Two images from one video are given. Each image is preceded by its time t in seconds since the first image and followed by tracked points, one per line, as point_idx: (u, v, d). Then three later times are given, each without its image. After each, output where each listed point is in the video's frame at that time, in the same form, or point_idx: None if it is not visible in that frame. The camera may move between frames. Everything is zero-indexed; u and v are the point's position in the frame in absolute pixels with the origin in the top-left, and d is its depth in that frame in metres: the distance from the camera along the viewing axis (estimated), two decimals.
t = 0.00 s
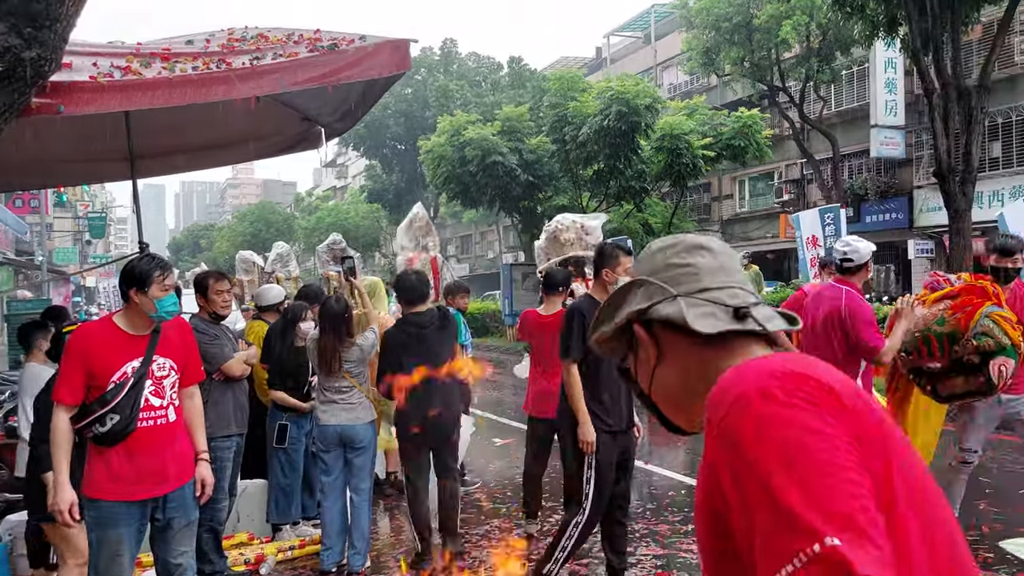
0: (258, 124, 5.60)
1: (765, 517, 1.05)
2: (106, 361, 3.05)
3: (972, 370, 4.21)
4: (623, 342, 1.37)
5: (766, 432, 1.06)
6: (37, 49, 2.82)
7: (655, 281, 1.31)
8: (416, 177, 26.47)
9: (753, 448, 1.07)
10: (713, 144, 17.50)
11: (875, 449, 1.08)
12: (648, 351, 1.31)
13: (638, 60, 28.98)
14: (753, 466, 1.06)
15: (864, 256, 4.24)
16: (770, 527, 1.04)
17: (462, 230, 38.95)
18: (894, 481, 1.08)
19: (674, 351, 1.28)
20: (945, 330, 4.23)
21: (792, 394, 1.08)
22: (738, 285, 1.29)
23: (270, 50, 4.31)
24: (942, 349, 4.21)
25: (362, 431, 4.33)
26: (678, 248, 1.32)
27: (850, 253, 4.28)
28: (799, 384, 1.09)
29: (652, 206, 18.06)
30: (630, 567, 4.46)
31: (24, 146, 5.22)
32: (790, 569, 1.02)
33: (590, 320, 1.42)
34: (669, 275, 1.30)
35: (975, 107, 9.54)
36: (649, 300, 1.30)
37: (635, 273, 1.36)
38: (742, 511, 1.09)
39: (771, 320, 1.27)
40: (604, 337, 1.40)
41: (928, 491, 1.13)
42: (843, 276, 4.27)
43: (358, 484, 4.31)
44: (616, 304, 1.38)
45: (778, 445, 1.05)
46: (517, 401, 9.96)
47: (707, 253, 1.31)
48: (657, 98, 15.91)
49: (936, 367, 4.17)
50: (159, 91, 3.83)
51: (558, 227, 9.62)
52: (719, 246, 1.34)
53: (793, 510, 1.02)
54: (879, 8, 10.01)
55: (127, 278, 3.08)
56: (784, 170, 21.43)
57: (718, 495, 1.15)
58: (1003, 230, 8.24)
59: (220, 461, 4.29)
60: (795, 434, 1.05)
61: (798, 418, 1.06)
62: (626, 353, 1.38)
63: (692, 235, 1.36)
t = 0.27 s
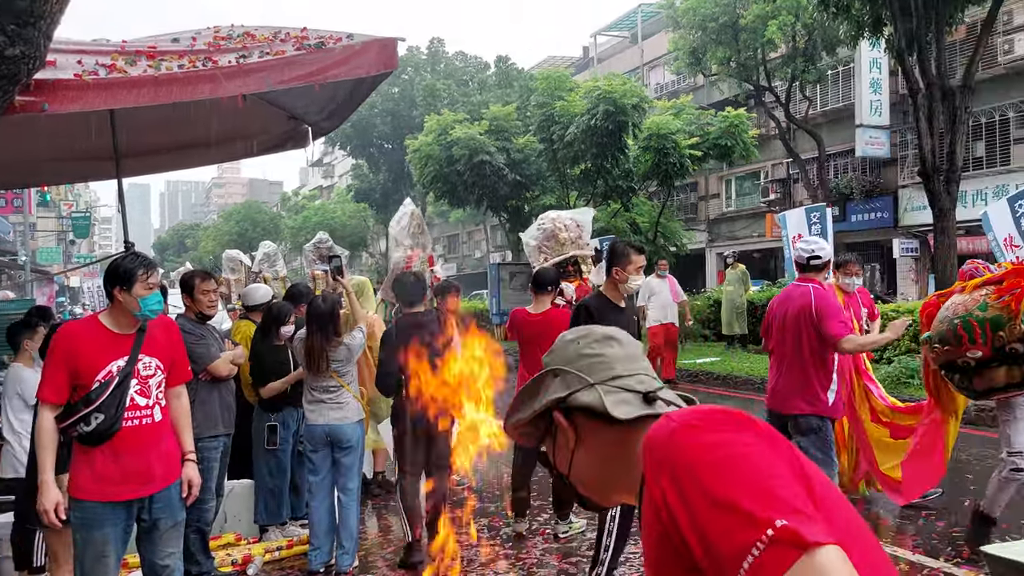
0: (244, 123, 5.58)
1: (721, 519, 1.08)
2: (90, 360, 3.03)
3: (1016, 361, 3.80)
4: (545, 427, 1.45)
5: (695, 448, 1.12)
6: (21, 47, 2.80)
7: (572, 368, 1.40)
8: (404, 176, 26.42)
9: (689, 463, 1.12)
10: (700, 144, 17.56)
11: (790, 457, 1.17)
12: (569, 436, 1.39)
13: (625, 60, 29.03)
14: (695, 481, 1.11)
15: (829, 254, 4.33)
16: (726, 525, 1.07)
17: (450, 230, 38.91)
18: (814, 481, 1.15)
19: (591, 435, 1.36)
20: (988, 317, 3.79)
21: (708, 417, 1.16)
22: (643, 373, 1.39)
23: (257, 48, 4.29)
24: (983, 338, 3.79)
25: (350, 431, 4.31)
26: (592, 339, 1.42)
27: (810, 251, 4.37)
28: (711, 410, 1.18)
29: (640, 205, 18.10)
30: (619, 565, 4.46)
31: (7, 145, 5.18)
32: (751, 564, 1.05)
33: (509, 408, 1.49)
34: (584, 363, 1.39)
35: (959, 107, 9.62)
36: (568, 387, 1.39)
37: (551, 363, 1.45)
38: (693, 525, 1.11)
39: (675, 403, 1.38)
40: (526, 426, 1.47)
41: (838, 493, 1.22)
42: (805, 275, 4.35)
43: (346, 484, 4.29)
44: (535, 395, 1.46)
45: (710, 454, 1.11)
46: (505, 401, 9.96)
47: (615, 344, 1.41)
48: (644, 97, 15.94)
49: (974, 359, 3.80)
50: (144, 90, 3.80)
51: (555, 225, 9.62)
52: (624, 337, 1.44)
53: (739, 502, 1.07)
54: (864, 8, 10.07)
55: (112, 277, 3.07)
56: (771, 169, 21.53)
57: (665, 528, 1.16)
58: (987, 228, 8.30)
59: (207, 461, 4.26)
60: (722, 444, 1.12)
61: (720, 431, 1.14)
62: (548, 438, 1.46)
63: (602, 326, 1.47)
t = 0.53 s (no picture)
0: (231, 123, 5.55)
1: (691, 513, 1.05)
2: (76, 361, 3.00)
3: None
4: (506, 441, 1.43)
5: (655, 450, 1.12)
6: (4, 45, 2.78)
7: (533, 381, 1.39)
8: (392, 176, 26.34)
9: (653, 462, 1.11)
10: (687, 144, 17.61)
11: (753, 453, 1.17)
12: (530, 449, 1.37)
13: (613, 60, 29.08)
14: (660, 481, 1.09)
15: (773, 261, 4.40)
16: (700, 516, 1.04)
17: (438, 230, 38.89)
18: (779, 479, 1.14)
19: (554, 444, 1.35)
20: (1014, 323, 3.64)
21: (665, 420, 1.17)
22: (605, 385, 1.40)
23: (244, 47, 4.26)
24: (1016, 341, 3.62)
25: (338, 431, 4.30)
26: (552, 354, 1.42)
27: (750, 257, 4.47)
28: (669, 416, 1.19)
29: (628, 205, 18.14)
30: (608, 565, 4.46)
31: None
32: (721, 556, 1.01)
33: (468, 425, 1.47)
34: (546, 375, 1.39)
35: (945, 108, 9.68)
36: (529, 399, 1.38)
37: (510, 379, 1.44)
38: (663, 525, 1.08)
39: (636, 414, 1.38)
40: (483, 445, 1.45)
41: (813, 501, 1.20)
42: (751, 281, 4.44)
43: (334, 485, 4.29)
44: (494, 410, 1.45)
45: (672, 451, 1.11)
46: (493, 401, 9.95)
47: (574, 358, 1.42)
48: (632, 98, 15.97)
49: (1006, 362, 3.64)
50: (129, 88, 3.77)
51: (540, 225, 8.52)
52: (583, 351, 1.45)
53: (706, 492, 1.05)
54: (851, 9, 10.13)
55: (96, 277, 3.04)
56: (758, 170, 21.61)
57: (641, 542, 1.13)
58: (972, 227, 8.35)
59: (194, 462, 4.23)
60: (680, 442, 1.12)
61: (677, 432, 1.14)
62: (508, 452, 1.44)
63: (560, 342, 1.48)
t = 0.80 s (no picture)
0: (224, 123, 5.54)
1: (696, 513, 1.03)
2: (68, 363, 2.99)
3: None
4: (521, 358, 1.38)
5: (676, 433, 1.07)
6: None
7: (560, 306, 1.31)
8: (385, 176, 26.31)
9: (667, 449, 1.07)
10: (680, 145, 17.66)
11: (776, 441, 1.12)
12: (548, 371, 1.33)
13: (605, 60, 29.11)
14: (672, 471, 1.06)
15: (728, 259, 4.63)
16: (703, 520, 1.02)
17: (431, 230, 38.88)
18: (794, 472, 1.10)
19: (576, 373, 1.30)
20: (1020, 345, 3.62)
21: (692, 397, 1.11)
22: (636, 316, 1.32)
23: (236, 47, 4.26)
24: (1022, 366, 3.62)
25: (330, 432, 4.29)
26: (585, 275, 1.33)
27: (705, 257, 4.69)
28: (699, 389, 1.13)
29: (621, 206, 18.17)
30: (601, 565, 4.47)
31: None
32: (719, 562, 1.00)
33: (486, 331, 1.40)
34: (574, 302, 1.31)
35: (935, 109, 9.73)
36: (553, 326, 1.31)
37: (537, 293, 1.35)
38: (666, 515, 1.07)
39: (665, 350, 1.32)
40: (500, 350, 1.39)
41: (827, 491, 1.16)
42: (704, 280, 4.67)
43: (326, 485, 4.28)
44: (514, 320, 1.38)
45: (693, 441, 1.06)
46: (486, 401, 9.97)
47: (608, 282, 1.33)
48: (625, 98, 16.00)
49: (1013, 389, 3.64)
50: (121, 89, 3.76)
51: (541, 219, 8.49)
52: (617, 272, 1.35)
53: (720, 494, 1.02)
54: (842, 10, 10.18)
55: (87, 276, 3.02)
56: (750, 170, 21.67)
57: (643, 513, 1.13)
58: (962, 228, 8.39)
59: (186, 464, 4.24)
60: (706, 431, 1.06)
61: (702, 415, 1.08)
62: (521, 367, 1.40)
63: (593, 258, 1.37)
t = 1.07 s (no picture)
0: (219, 123, 5.54)
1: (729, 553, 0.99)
2: (78, 366, 2.99)
3: None
4: (619, 260, 1.27)
5: (732, 467, 0.99)
6: None
7: (674, 231, 1.15)
8: (380, 177, 26.37)
9: (718, 477, 1.00)
10: (675, 145, 17.71)
11: (853, 483, 1.01)
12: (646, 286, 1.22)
13: (600, 61, 29.15)
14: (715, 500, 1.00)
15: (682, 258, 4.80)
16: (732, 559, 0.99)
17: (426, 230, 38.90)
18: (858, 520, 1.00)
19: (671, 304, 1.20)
20: None
21: (768, 426, 1.00)
22: (767, 257, 1.14)
23: (231, 48, 4.26)
24: None
25: (327, 432, 4.30)
26: (716, 193, 1.12)
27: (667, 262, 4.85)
28: (781, 411, 1.01)
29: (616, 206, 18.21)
30: (597, 565, 4.48)
31: None
32: None
33: (588, 209, 1.26)
34: (694, 228, 1.14)
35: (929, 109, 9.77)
36: (662, 252, 1.16)
37: (656, 195, 1.18)
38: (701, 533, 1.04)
39: (788, 305, 1.16)
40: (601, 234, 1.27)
41: (913, 527, 1.04)
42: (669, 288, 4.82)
43: (321, 486, 4.29)
44: (621, 212, 1.23)
45: (747, 482, 0.97)
46: (481, 401, 10.00)
47: (747, 207, 1.12)
48: (620, 99, 16.02)
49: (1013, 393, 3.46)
50: (116, 90, 3.77)
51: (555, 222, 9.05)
52: (765, 195, 1.13)
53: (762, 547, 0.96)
54: (836, 11, 10.22)
55: (98, 279, 3.04)
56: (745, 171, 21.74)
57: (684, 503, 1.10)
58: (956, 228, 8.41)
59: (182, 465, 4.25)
60: (766, 473, 0.97)
61: (772, 452, 0.98)
62: (617, 263, 1.29)
63: (736, 161, 1.14)
